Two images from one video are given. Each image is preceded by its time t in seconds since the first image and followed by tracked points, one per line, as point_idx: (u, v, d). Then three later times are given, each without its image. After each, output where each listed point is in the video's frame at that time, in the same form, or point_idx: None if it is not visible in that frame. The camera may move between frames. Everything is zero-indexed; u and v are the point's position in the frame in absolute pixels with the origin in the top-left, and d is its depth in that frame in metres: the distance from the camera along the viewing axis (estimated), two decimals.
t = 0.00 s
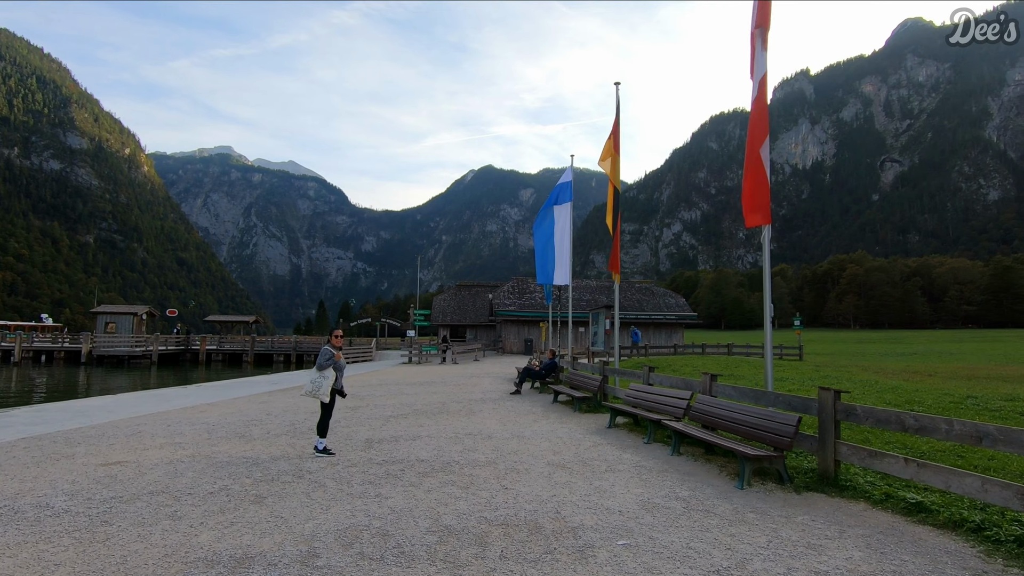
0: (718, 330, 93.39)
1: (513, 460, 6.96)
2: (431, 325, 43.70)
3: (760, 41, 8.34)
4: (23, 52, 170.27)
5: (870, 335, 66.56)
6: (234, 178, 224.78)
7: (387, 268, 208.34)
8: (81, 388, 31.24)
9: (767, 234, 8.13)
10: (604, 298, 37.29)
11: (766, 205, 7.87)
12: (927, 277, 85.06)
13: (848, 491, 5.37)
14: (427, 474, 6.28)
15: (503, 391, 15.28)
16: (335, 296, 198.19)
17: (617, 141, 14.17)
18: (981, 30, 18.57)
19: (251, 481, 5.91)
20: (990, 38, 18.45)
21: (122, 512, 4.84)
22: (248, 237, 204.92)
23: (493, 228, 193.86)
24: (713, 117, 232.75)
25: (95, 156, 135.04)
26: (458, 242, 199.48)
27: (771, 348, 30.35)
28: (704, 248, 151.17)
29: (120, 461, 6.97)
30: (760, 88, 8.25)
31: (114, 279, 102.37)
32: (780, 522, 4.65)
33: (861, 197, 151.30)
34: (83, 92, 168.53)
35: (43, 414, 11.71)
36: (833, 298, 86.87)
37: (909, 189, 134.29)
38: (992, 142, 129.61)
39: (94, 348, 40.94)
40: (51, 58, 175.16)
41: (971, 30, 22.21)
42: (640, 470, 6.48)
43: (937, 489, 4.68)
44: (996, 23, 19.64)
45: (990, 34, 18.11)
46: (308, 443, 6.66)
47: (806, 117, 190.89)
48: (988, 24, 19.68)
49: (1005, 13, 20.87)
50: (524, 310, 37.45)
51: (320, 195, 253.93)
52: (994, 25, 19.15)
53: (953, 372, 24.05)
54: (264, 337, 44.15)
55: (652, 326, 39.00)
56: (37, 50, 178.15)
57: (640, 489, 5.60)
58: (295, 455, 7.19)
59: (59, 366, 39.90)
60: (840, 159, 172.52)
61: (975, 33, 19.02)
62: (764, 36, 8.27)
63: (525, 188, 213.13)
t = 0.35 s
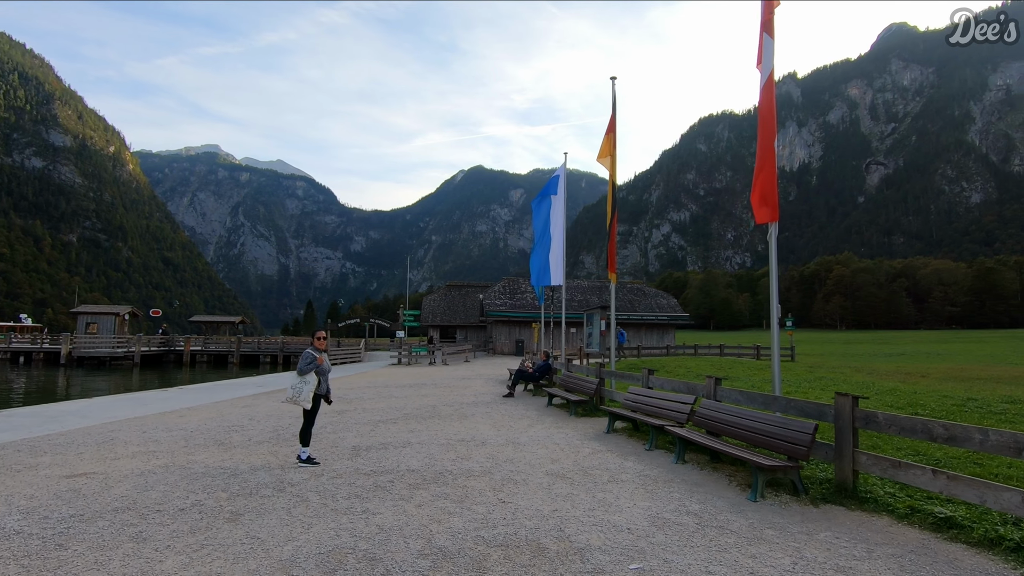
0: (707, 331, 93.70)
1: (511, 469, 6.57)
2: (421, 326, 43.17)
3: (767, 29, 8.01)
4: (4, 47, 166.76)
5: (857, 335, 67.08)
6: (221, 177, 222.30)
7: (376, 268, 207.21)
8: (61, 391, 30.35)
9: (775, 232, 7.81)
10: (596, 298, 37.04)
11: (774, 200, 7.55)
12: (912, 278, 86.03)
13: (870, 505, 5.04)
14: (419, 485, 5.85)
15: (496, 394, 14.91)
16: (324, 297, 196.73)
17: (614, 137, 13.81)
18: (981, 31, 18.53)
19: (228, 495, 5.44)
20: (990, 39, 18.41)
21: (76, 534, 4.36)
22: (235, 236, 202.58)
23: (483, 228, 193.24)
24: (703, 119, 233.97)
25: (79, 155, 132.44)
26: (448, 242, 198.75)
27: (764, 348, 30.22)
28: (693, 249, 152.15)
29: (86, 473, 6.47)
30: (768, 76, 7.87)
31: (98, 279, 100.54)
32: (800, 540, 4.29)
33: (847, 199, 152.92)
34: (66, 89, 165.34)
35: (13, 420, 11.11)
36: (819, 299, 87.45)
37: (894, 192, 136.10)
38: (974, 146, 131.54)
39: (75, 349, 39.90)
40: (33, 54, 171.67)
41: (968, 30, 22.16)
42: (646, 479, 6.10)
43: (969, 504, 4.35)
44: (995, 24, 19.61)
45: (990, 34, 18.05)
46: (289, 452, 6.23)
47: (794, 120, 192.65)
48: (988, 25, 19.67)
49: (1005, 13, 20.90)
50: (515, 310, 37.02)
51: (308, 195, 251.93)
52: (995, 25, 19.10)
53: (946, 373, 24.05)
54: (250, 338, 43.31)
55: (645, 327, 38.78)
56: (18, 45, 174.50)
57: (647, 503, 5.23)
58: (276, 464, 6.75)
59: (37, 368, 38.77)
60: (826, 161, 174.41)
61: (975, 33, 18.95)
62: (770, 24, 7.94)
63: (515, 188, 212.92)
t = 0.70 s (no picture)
0: (696, 331, 93.81)
1: (506, 479, 6.15)
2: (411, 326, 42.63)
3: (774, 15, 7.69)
4: None
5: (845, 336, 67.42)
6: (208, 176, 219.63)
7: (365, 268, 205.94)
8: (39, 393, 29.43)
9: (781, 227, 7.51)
10: (588, 299, 36.72)
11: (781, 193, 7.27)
12: (898, 280, 86.70)
13: (890, 517, 4.71)
14: (406, 498, 5.44)
15: (488, 396, 14.48)
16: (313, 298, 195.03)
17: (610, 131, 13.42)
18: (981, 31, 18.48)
19: (196, 511, 4.98)
20: (989, 39, 18.36)
21: (20, 559, 3.90)
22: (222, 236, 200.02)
23: (473, 229, 192.58)
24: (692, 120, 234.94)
25: (63, 152, 129.65)
26: (438, 242, 197.85)
27: (757, 348, 30.05)
28: (682, 249, 152.91)
29: (43, 486, 5.96)
30: (776, 62, 7.56)
31: (82, 279, 98.46)
32: (822, 561, 3.91)
33: (834, 201, 154.09)
34: (50, 86, 162.13)
35: None
36: (808, 300, 87.77)
37: (879, 194, 137.56)
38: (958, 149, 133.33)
39: (54, 351, 38.82)
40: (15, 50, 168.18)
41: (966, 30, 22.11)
42: (648, 490, 5.72)
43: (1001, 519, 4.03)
44: (994, 24, 19.56)
45: (990, 34, 17.96)
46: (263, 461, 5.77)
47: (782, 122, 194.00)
48: (987, 25, 19.61)
49: (1004, 14, 20.84)
50: (506, 311, 36.59)
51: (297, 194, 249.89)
52: (994, 25, 19.04)
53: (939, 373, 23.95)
54: (236, 339, 42.51)
55: (637, 328, 38.51)
56: None
57: (653, 517, 4.87)
58: (253, 475, 6.28)
59: (15, 369, 37.67)
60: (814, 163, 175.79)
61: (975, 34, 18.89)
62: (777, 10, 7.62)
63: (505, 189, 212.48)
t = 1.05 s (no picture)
0: (688, 331, 93.67)
1: (507, 487, 5.75)
2: (402, 326, 42.13)
3: None
4: None
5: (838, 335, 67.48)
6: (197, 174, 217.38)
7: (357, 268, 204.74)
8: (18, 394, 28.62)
9: (794, 218, 7.04)
10: (581, 297, 36.42)
11: (793, 182, 6.77)
12: (888, 280, 87.00)
13: (929, 529, 4.32)
14: (398, 508, 5.00)
15: (483, 397, 14.01)
16: (303, 297, 193.46)
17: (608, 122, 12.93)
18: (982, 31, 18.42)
19: (166, 526, 4.51)
20: (990, 39, 18.23)
21: None
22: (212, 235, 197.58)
23: (465, 228, 191.87)
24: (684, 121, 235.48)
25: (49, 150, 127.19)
26: (429, 242, 196.95)
27: (752, 349, 29.78)
28: (674, 249, 153.31)
29: (2, 495, 5.47)
30: (783, 43, 7.21)
31: (68, 278, 96.83)
32: None
33: (824, 202, 154.74)
34: (35, 82, 159.02)
35: None
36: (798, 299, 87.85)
37: (868, 196, 138.56)
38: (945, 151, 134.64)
39: (35, 350, 37.87)
40: None
41: (965, 29, 21.94)
42: (659, 498, 5.30)
43: None
44: (996, 23, 19.44)
45: (992, 33, 17.87)
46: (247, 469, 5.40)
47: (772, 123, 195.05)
48: (988, 24, 19.49)
49: (1005, 13, 20.71)
50: (499, 309, 36.10)
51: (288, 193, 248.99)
52: (996, 25, 18.93)
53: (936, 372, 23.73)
54: (224, 339, 41.77)
55: (631, 327, 38.22)
56: None
57: (669, 529, 4.45)
58: (231, 483, 5.82)
59: None
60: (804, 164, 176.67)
61: (977, 33, 18.78)
62: None
63: (497, 188, 211.92)
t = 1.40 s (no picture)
0: (679, 331, 93.48)
1: (505, 498, 5.33)
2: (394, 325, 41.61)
3: None
4: None
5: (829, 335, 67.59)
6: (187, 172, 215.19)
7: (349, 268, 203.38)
8: None
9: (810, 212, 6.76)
10: (575, 297, 36.03)
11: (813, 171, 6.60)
12: (877, 280, 87.25)
13: (970, 547, 3.97)
14: (390, 525, 4.57)
15: (477, 398, 13.58)
16: (294, 296, 191.91)
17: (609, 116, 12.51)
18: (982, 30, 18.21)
19: (132, 549, 4.04)
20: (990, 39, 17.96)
21: None
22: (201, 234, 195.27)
23: (457, 228, 190.95)
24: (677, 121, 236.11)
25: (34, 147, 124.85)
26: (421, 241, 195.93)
27: (748, 348, 29.53)
28: (665, 249, 153.55)
29: None
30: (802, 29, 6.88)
31: (54, 277, 95.34)
32: None
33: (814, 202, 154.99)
34: (21, 78, 156.27)
35: None
36: (789, 299, 87.78)
37: (857, 197, 139.32)
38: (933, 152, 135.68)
39: (15, 350, 36.92)
40: None
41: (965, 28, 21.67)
42: (674, 511, 4.91)
43: None
44: (996, 22, 19.22)
45: (991, 32, 17.67)
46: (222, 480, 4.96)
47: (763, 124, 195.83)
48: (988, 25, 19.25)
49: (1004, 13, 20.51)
50: (493, 309, 35.66)
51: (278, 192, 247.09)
52: (996, 25, 18.73)
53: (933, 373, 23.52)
54: (211, 339, 41.05)
55: (625, 327, 37.92)
56: None
57: (687, 549, 4.06)
58: (208, 496, 5.37)
59: None
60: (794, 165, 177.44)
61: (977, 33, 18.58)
62: None
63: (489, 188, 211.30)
